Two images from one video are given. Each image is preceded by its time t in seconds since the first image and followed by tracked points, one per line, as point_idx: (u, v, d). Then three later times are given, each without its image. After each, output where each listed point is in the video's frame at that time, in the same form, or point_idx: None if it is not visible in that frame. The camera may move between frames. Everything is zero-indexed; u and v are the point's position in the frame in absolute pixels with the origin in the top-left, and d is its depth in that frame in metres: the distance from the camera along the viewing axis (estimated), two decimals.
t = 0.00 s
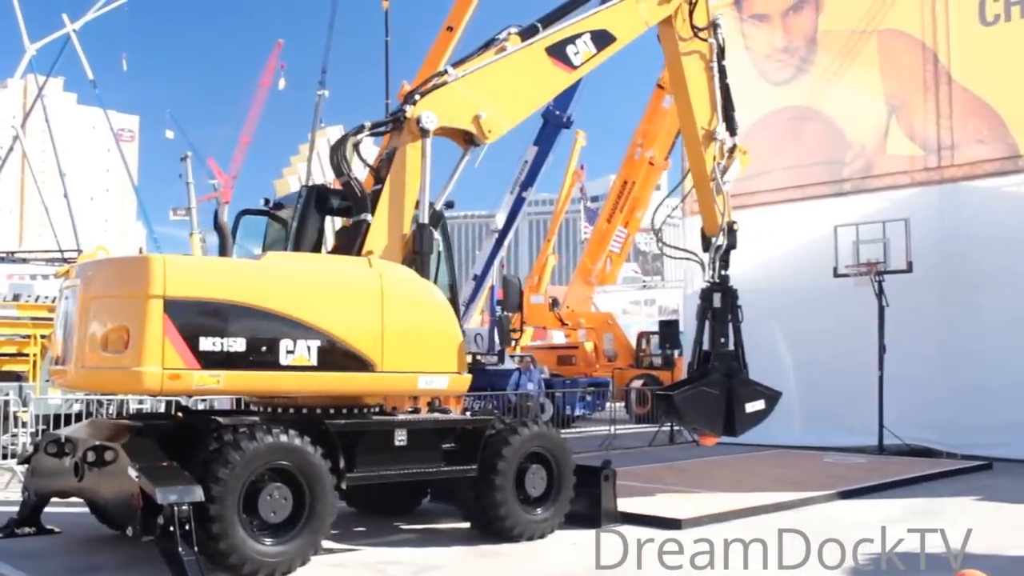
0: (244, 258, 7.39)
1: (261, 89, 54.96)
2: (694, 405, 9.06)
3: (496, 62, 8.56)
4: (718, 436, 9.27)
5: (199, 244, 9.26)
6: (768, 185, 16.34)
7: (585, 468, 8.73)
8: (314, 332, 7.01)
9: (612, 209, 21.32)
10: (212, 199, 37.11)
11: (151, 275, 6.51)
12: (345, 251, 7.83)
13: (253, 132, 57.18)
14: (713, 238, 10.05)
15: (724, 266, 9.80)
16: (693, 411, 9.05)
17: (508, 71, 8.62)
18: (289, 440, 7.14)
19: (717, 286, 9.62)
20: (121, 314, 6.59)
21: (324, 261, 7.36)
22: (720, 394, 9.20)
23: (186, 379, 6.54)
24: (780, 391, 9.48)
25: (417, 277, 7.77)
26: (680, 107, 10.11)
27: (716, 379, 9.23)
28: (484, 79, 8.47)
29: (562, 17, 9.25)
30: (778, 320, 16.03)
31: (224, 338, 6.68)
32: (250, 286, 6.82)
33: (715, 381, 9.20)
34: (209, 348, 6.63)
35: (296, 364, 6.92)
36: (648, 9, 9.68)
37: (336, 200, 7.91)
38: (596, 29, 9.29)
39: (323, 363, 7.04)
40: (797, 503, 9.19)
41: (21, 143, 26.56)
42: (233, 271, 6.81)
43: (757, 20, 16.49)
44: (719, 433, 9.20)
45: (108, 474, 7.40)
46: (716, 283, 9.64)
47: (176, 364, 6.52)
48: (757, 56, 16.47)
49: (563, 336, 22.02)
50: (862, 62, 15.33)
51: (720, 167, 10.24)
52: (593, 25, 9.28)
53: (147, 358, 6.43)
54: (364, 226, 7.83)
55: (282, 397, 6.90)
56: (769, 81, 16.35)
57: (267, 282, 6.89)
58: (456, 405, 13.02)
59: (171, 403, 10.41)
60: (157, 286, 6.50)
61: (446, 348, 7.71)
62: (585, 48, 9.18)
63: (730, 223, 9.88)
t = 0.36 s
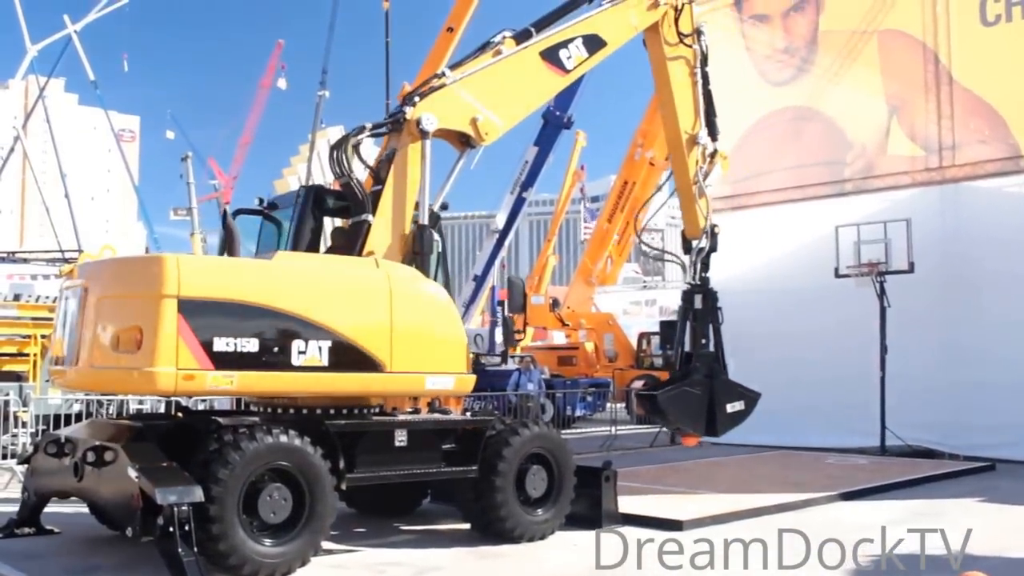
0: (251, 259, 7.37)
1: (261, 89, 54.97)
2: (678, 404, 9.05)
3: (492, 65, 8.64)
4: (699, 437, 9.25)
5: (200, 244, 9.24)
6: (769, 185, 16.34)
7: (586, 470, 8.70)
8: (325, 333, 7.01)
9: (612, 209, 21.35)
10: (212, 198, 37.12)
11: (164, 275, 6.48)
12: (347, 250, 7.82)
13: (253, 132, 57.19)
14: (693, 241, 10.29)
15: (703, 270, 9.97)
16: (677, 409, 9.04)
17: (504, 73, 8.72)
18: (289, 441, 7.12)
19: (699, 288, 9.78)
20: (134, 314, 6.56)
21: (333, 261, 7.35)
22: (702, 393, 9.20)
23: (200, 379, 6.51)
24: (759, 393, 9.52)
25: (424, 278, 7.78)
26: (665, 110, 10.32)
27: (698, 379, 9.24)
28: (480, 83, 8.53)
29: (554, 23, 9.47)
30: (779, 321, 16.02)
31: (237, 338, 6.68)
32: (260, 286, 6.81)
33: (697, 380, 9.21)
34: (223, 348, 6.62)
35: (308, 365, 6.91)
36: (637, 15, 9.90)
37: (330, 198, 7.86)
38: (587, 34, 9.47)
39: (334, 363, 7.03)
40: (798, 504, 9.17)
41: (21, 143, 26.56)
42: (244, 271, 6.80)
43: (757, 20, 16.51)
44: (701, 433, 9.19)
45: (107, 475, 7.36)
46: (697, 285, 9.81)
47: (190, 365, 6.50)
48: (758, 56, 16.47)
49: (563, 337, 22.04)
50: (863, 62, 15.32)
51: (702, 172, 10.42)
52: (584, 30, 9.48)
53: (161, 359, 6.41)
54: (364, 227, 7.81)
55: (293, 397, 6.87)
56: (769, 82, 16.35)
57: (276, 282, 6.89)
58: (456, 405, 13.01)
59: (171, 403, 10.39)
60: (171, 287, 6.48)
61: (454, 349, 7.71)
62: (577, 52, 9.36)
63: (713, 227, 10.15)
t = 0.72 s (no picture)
0: (254, 258, 7.33)
1: (261, 88, 54.97)
2: (663, 404, 9.15)
3: (488, 67, 8.67)
4: (682, 437, 9.37)
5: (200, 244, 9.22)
6: (769, 185, 16.32)
7: (586, 471, 8.67)
8: (334, 333, 7.00)
9: (613, 209, 21.42)
10: (213, 199, 37.14)
11: (178, 274, 6.44)
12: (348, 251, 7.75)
13: (253, 132, 57.20)
14: (676, 243, 10.42)
15: (686, 273, 10.11)
16: (662, 410, 9.15)
17: (500, 76, 8.75)
18: (289, 442, 7.10)
19: (682, 290, 9.93)
20: (147, 314, 6.50)
21: (336, 259, 7.32)
22: (685, 393, 9.32)
23: (213, 380, 6.47)
24: (740, 393, 9.64)
25: (428, 278, 7.80)
26: (649, 112, 10.40)
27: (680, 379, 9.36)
28: (476, 85, 8.55)
29: (547, 25, 9.50)
30: (779, 321, 16.00)
31: (249, 338, 6.65)
32: (267, 285, 6.77)
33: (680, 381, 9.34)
34: (236, 348, 6.58)
35: (318, 365, 6.90)
36: (626, 20, 10.01)
37: (324, 196, 7.81)
38: (578, 39, 9.55)
39: (344, 364, 7.03)
40: (800, 505, 9.15)
41: (23, 143, 26.58)
42: (250, 270, 6.76)
43: (757, 21, 16.53)
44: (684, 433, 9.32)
45: (106, 475, 7.30)
46: (680, 287, 9.97)
47: (203, 366, 6.45)
48: (758, 56, 16.48)
49: (563, 337, 22.02)
50: (863, 62, 15.32)
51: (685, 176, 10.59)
52: (576, 34, 9.55)
53: (174, 358, 6.35)
54: (364, 227, 7.73)
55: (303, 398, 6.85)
56: (769, 82, 16.35)
57: (284, 281, 6.86)
58: (456, 405, 12.98)
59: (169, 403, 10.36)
60: (185, 286, 6.43)
61: (458, 349, 7.73)
62: (570, 56, 9.41)
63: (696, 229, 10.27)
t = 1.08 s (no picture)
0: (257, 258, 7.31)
1: (261, 88, 54.96)
2: (647, 405, 9.25)
3: (484, 69, 8.68)
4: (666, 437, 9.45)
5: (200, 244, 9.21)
6: (769, 186, 16.32)
7: (587, 472, 8.67)
8: (342, 333, 7.00)
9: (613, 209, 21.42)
10: (213, 198, 37.14)
11: (190, 274, 6.41)
12: (348, 251, 7.76)
13: (252, 132, 57.21)
14: (662, 244, 10.47)
15: (671, 274, 10.16)
16: (646, 410, 9.23)
17: (496, 78, 8.77)
18: (289, 442, 7.10)
19: (668, 292, 10.00)
20: (157, 314, 6.48)
21: (342, 259, 7.30)
22: (669, 394, 9.42)
23: (224, 380, 6.46)
24: (722, 393, 9.75)
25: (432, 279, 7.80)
26: (637, 115, 10.44)
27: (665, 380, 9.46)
28: (472, 87, 8.57)
29: (541, 27, 9.51)
30: (780, 321, 15.99)
31: (260, 339, 6.65)
32: (275, 285, 6.75)
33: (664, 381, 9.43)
34: (247, 349, 6.58)
35: (327, 366, 6.91)
36: (618, 23, 10.04)
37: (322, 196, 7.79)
38: (572, 41, 9.57)
39: (352, 364, 7.03)
40: (800, 505, 9.15)
41: (23, 143, 26.57)
42: (258, 270, 6.74)
43: (757, 21, 16.54)
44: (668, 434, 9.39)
45: (106, 475, 7.30)
46: (665, 287, 10.03)
47: (215, 366, 6.44)
48: (758, 56, 16.49)
49: (563, 337, 22.02)
50: (863, 63, 15.33)
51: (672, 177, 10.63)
52: (570, 36, 9.56)
53: (186, 359, 6.33)
54: (365, 228, 7.72)
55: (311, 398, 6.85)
56: (769, 82, 16.35)
57: (291, 281, 6.84)
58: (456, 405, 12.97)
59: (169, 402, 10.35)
60: (196, 286, 6.40)
61: (462, 350, 7.74)
62: (564, 58, 9.42)
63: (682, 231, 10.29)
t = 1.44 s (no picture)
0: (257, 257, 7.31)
1: (261, 88, 54.95)
2: (638, 404, 9.27)
3: (482, 70, 8.68)
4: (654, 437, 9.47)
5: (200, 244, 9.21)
6: (769, 186, 16.32)
7: (586, 473, 8.68)
8: (346, 334, 7.00)
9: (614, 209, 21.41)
10: (213, 198, 37.15)
11: (198, 275, 6.41)
12: (349, 252, 7.79)
13: (252, 132, 57.21)
14: (651, 245, 10.42)
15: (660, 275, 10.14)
16: (636, 410, 9.26)
17: (492, 79, 8.77)
18: (289, 442, 7.10)
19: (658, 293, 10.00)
20: (163, 314, 6.47)
21: (348, 259, 7.31)
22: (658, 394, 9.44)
23: (231, 380, 6.46)
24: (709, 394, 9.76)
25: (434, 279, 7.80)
26: (629, 117, 10.42)
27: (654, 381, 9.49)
28: (470, 88, 8.56)
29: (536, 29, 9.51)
30: (779, 322, 16.00)
31: (266, 339, 6.65)
32: (281, 285, 6.75)
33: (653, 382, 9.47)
34: (253, 349, 6.58)
35: (332, 366, 6.91)
36: (612, 24, 10.04)
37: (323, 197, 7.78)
38: (568, 42, 9.56)
39: (357, 365, 7.04)
40: (800, 506, 9.16)
41: (24, 143, 26.57)
42: (264, 270, 6.74)
43: (757, 21, 16.56)
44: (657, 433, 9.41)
45: (105, 476, 7.30)
46: (655, 288, 10.02)
47: (223, 365, 6.44)
48: (758, 57, 16.51)
49: (563, 337, 22.02)
50: (863, 64, 15.33)
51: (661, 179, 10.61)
52: (565, 37, 9.56)
53: (194, 359, 6.33)
54: (365, 228, 7.75)
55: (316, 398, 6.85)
56: (769, 82, 16.36)
57: (297, 281, 6.84)
58: (454, 405, 12.96)
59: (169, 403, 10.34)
60: (205, 287, 6.41)
61: (464, 351, 7.75)
62: (560, 60, 9.42)
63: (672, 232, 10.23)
